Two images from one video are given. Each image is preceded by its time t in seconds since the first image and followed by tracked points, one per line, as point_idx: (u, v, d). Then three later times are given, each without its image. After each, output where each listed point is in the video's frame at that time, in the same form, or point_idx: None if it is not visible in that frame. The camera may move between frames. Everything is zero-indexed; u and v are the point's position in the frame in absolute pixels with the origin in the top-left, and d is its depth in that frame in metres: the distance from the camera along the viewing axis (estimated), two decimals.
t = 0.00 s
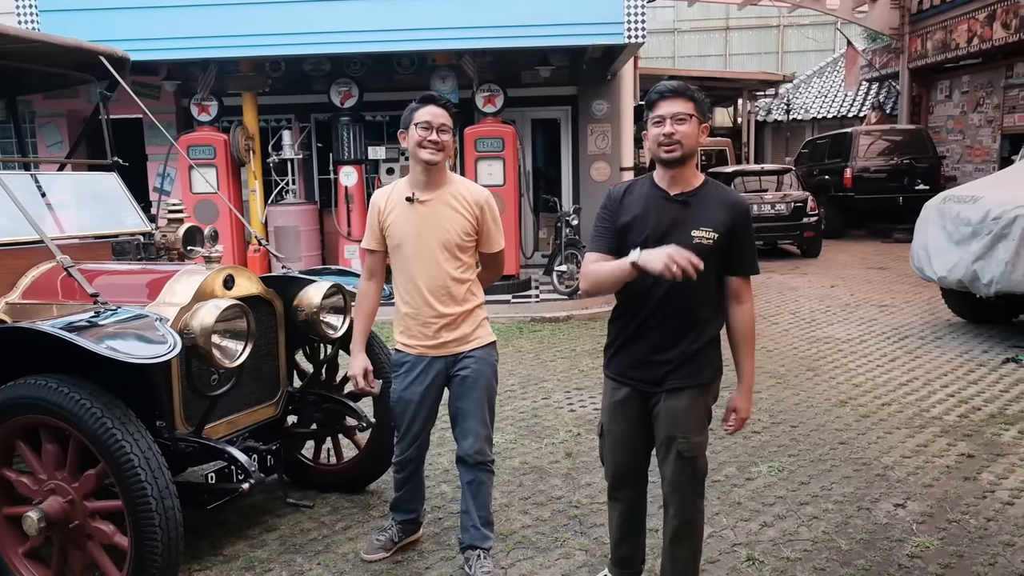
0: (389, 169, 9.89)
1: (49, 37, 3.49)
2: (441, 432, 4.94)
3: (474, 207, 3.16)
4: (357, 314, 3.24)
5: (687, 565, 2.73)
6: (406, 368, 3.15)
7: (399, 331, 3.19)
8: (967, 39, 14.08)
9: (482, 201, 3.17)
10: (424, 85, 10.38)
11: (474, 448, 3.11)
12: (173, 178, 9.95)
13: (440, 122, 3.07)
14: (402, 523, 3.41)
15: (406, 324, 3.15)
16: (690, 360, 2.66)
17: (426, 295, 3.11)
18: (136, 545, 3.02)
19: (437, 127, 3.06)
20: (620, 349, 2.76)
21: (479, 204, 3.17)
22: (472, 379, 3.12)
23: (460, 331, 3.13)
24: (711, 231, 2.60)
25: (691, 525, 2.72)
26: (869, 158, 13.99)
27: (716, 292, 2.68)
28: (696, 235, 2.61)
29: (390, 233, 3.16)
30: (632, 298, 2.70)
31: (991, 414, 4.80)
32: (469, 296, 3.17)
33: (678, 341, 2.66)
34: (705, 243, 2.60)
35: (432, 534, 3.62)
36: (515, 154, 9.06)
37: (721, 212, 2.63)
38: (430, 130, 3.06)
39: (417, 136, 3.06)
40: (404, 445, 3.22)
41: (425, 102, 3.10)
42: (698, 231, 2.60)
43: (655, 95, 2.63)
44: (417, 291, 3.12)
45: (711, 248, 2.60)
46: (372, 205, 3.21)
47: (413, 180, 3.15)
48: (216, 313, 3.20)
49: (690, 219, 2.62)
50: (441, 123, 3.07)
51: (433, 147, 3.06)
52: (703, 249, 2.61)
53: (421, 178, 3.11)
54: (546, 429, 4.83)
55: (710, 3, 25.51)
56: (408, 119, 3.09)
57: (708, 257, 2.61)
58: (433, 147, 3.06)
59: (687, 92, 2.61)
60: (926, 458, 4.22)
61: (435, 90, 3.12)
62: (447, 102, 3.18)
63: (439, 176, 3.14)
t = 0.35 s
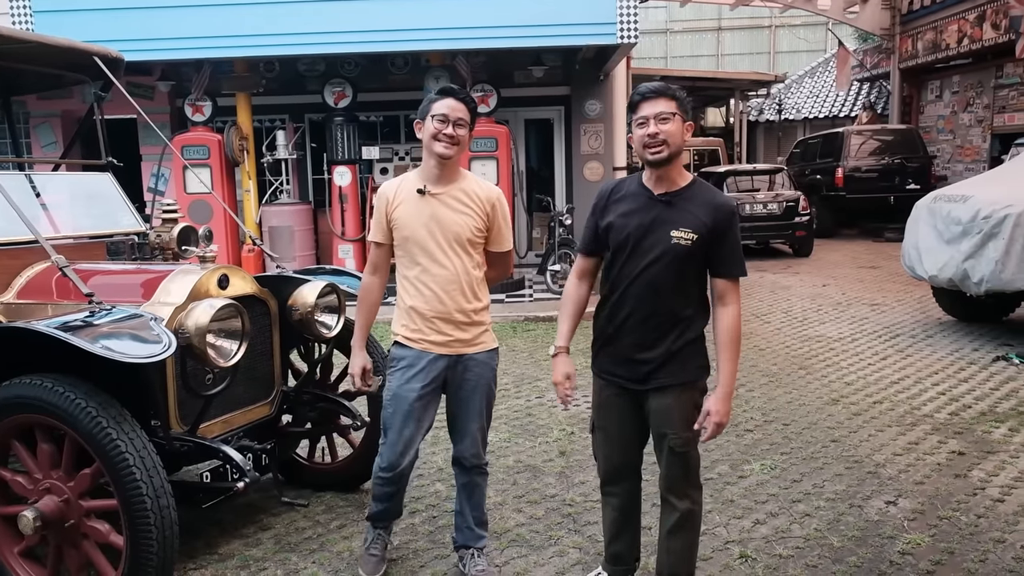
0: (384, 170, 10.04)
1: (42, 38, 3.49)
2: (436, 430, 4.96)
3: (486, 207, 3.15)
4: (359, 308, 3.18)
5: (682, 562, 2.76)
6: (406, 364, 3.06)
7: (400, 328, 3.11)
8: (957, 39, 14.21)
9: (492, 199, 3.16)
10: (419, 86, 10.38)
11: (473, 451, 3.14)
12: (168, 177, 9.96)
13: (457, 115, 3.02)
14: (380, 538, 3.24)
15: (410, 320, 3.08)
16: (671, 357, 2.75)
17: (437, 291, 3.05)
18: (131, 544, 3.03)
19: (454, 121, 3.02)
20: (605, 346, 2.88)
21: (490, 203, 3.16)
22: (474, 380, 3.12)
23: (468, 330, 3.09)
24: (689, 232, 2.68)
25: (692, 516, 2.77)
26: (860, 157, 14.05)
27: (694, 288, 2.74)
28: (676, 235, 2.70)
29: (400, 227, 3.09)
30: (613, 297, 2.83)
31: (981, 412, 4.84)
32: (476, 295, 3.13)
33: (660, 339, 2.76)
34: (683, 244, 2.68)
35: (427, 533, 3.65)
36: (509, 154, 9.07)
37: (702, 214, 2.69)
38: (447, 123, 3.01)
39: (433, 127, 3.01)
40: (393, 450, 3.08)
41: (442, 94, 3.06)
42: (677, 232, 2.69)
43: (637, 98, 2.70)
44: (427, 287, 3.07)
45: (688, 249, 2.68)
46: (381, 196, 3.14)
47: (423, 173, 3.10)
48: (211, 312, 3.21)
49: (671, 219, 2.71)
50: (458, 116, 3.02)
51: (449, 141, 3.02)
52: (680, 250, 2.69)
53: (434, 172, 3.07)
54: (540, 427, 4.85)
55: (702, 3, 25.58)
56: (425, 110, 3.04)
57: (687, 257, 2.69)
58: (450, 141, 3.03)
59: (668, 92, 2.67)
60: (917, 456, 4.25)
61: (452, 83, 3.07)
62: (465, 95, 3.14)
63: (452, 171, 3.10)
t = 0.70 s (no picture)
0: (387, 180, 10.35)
1: (62, 54, 3.66)
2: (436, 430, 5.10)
3: (473, 222, 3.33)
4: (346, 318, 3.27)
5: (671, 557, 2.93)
6: (392, 372, 3.18)
7: (386, 334, 3.24)
8: (938, 53, 14.43)
9: (479, 215, 3.34)
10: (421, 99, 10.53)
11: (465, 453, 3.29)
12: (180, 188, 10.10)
13: (450, 132, 3.18)
14: (386, 554, 3.27)
15: (396, 326, 3.20)
16: (655, 358, 2.90)
17: (424, 299, 3.19)
18: (146, 538, 3.17)
19: (447, 138, 3.18)
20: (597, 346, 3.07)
21: (476, 220, 3.33)
22: (461, 386, 3.27)
23: (451, 340, 3.23)
24: (670, 237, 2.85)
25: (679, 514, 2.93)
26: (846, 167, 14.21)
27: (677, 290, 2.90)
28: (658, 240, 2.87)
29: (390, 235, 3.21)
30: (603, 298, 3.02)
31: (964, 412, 4.99)
32: (459, 305, 3.29)
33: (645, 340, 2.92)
34: (664, 248, 2.85)
35: (429, 529, 3.79)
36: (507, 164, 9.23)
37: (684, 221, 2.86)
38: (440, 139, 3.17)
39: (427, 142, 3.17)
40: (386, 462, 3.17)
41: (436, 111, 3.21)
42: (658, 237, 2.87)
43: (624, 113, 2.90)
44: (415, 294, 3.20)
45: (669, 253, 2.85)
46: (369, 204, 3.23)
47: (414, 186, 3.24)
48: (222, 316, 3.37)
49: (654, 225, 2.90)
50: (450, 133, 3.18)
51: (441, 156, 3.16)
52: (662, 254, 2.87)
53: (424, 184, 3.21)
54: (538, 427, 4.99)
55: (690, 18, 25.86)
56: (419, 125, 3.19)
57: (668, 261, 2.87)
58: (442, 156, 3.17)
59: (652, 107, 2.86)
60: (902, 455, 4.40)
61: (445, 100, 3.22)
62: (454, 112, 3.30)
63: (441, 185, 3.25)
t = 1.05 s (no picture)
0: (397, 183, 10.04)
1: (75, 62, 3.74)
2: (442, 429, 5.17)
3: (462, 220, 3.37)
4: (343, 323, 3.36)
5: (674, 554, 2.99)
6: (376, 376, 3.29)
7: (375, 336, 3.33)
8: (938, 56, 14.46)
9: (467, 213, 3.38)
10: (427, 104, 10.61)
11: (461, 453, 3.37)
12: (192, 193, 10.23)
13: (434, 133, 3.24)
14: (391, 549, 3.35)
15: (383, 328, 3.30)
16: (657, 359, 2.96)
17: (412, 301, 3.27)
18: (159, 535, 3.25)
19: (432, 140, 3.24)
20: (599, 347, 3.13)
21: (465, 218, 3.38)
22: (449, 394, 3.34)
23: (439, 344, 3.29)
24: (673, 238, 2.92)
25: (682, 511, 2.99)
26: (846, 169, 14.21)
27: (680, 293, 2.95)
28: (660, 241, 2.94)
29: (379, 239, 3.32)
30: (607, 298, 3.08)
31: (964, 411, 5.02)
32: (450, 306, 3.35)
33: (646, 341, 2.98)
34: (667, 249, 2.92)
35: (435, 526, 3.87)
36: (512, 167, 9.30)
37: (687, 223, 2.92)
38: (424, 141, 3.23)
39: (411, 146, 3.22)
40: (381, 460, 3.30)
41: (418, 114, 3.28)
42: (661, 238, 2.93)
43: (628, 117, 2.97)
44: (403, 297, 3.28)
45: (672, 254, 2.92)
46: (359, 210, 3.36)
47: (401, 189, 3.32)
48: (233, 318, 3.46)
49: (657, 226, 2.96)
50: (435, 135, 3.24)
51: (426, 158, 3.22)
52: (665, 255, 2.93)
53: (411, 187, 3.28)
54: (543, 427, 5.06)
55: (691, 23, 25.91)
56: (402, 129, 3.25)
57: (671, 261, 2.93)
58: (427, 158, 3.23)
59: (656, 112, 2.92)
60: (902, 453, 4.44)
61: (429, 103, 3.29)
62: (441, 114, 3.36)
63: (428, 186, 3.31)
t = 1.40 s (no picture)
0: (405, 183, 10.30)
1: (86, 63, 3.75)
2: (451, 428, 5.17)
3: (469, 219, 3.36)
4: (350, 322, 3.39)
5: (684, 552, 2.99)
6: (387, 376, 3.29)
7: (384, 337, 3.33)
8: (950, 53, 14.37)
9: (473, 211, 3.36)
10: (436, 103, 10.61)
11: (471, 452, 3.36)
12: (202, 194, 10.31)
13: (439, 133, 3.25)
14: (401, 548, 3.34)
15: (392, 328, 3.30)
16: (668, 358, 2.95)
17: (419, 301, 3.27)
18: (169, 533, 3.25)
19: (438, 140, 3.26)
20: (609, 346, 3.13)
21: (471, 216, 3.36)
22: (458, 392, 3.33)
23: (447, 345, 3.29)
24: (685, 236, 2.90)
25: (692, 510, 2.99)
26: (857, 167, 14.20)
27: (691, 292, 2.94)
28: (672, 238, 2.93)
29: (386, 240, 3.32)
30: (617, 297, 3.07)
31: (976, 409, 4.99)
32: (458, 306, 3.35)
33: (657, 339, 2.98)
34: (678, 246, 2.91)
35: (445, 525, 3.87)
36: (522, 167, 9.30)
37: (698, 221, 2.92)
38: (430, 142, 3.25)
39: (418, 146, 3.25)
40: (392, 458, 3.29)
41: (423, 114, 3.29)
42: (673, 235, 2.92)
43: (640, 117, 2.96)
44: (409, 296, 3.28)
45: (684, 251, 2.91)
46: (367, 210, 3.37)
47: (407, 189, 3.32)
48: (242, 317, 3.47)
49: (669, 224, 2.96)
50: (440, 135, 3.25)
51: (431, 158, 3.24)
52: (676, 252, 2.92)
53: (416, 186, 3.29)
54: (552, 425, 5.05)
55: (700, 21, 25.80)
56: (408, 130, 3.28)
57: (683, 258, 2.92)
58: (433, 159, 3.24)
59: (668, 111, 2.92)
60: (914, 452, 4.41)
61: (435, 103, 3.30)
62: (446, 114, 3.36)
63: (435, 186, 3.31)
